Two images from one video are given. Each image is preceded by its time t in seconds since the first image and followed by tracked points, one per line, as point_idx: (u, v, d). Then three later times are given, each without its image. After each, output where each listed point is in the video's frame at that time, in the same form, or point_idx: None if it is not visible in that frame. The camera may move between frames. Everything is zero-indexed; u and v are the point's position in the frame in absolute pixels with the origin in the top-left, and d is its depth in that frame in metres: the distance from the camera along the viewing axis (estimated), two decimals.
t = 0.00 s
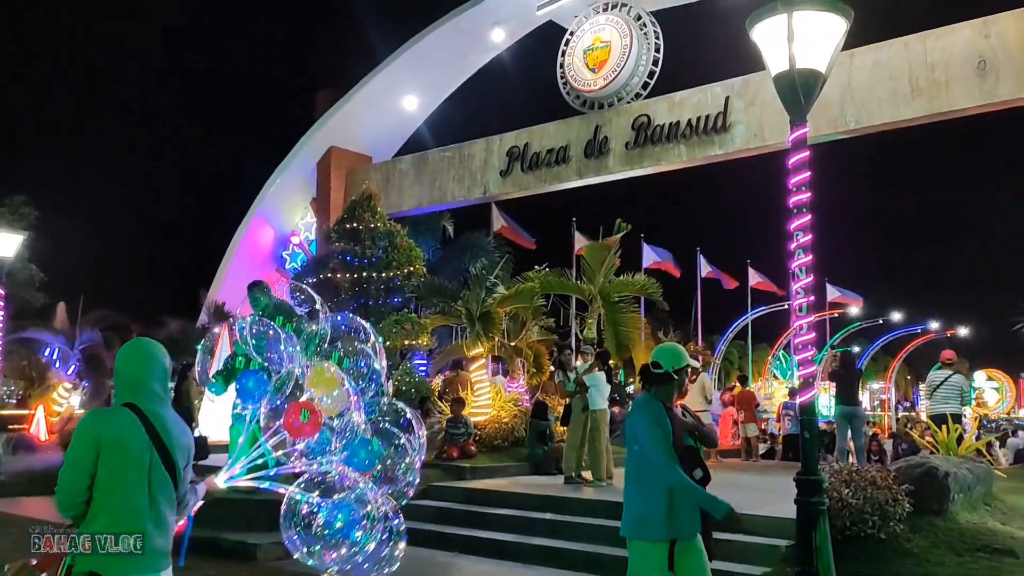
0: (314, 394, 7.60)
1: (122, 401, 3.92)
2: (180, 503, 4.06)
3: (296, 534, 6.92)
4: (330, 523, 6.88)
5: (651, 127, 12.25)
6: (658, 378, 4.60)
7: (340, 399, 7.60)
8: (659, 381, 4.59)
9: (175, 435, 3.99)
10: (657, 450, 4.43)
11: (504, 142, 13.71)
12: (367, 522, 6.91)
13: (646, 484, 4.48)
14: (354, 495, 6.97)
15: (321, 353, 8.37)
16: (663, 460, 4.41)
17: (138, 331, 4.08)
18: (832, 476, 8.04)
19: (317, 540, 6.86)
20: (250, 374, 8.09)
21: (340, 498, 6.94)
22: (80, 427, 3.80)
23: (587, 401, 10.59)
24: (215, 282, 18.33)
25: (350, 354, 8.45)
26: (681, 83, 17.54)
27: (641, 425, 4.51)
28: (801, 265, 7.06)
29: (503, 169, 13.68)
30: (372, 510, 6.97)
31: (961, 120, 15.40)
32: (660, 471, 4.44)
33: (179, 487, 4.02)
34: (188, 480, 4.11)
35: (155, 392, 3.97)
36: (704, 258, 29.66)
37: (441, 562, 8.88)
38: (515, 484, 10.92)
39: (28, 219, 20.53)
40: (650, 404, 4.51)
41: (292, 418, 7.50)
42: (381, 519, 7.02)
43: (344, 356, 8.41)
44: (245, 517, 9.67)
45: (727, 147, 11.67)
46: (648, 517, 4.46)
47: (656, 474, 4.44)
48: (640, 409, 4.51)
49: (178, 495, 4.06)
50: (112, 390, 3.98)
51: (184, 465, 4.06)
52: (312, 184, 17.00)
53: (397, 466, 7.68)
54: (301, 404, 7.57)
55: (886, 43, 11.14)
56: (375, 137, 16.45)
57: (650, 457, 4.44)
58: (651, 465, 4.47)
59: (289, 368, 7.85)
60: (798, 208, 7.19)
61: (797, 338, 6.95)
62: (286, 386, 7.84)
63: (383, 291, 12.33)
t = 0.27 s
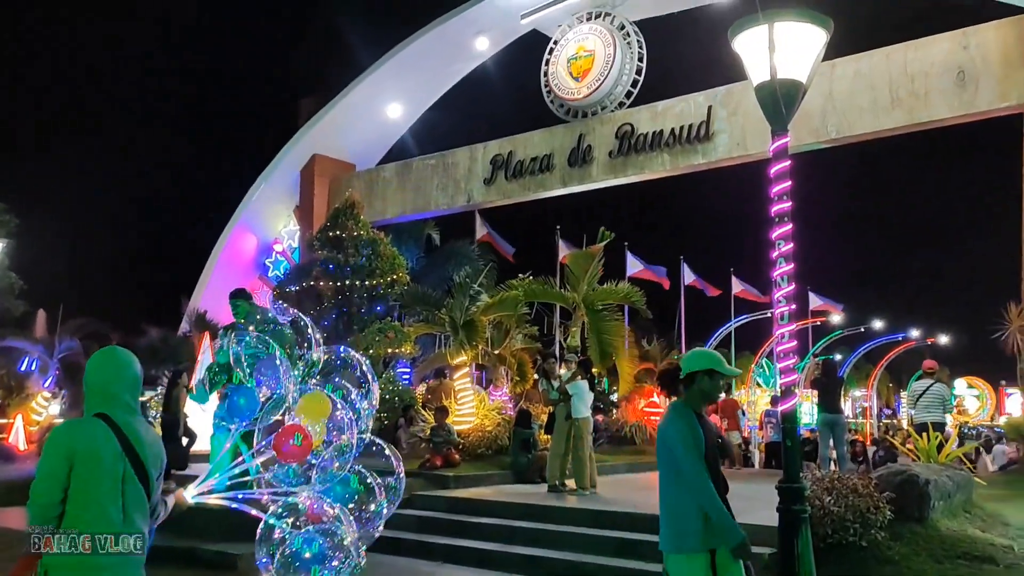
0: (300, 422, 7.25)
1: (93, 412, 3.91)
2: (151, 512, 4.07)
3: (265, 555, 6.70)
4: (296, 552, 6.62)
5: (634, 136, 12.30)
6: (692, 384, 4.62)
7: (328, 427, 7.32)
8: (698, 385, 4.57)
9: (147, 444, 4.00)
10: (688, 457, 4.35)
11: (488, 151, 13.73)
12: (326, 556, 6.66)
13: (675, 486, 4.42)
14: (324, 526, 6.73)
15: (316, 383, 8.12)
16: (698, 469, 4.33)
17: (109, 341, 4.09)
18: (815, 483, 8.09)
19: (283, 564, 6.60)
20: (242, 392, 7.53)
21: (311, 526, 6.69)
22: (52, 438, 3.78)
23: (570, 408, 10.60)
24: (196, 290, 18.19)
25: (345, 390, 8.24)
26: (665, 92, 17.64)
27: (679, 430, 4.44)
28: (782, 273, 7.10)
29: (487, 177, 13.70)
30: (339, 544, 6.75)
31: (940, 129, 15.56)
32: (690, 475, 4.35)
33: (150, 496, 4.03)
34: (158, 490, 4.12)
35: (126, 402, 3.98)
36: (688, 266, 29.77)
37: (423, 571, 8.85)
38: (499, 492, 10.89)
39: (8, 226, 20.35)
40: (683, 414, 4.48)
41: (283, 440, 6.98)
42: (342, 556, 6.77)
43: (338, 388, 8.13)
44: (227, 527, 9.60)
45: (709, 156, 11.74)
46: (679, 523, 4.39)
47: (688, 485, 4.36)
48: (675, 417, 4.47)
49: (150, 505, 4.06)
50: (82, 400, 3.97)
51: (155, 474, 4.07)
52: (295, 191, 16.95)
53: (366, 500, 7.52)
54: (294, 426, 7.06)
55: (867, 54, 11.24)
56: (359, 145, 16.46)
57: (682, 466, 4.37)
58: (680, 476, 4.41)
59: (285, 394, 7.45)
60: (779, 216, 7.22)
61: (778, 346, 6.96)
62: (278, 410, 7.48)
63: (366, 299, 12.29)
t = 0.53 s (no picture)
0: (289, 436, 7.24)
1: (68, 420, 3.88)
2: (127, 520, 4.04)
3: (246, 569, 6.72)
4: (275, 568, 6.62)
5: (619, 143, 12.34)
6: (722, 385, 4.47)
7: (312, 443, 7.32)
8: (731, 386, 4.42)
9: (125, 451, 4.00)
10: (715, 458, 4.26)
11: (472, 157, 13.75)
12: (305, 572, 6.64)
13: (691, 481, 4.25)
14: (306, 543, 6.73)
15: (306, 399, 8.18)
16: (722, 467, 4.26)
17: (81, 348, 4.07)
18: (797, 489, 8.11)
19: None
20: (234, 402, 7.05)
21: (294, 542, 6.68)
22: (26, 447, 3.74)
23: (554, 415, 10.60)
24: (179, 297, 18.05)
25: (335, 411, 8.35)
26: (649, 100, 17.72)
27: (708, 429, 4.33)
28: (764, 280, 7.13)
29: (472, 183, 13.71)
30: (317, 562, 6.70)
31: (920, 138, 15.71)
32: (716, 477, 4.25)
33: (127, 504, 4.00)
34: (134, 498, 4.10)
35: (99, 409, 3.96)
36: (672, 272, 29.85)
37: None
38: (483, 500, 10.87)
39: None
40: (710, 414, 4.36)
41: (273, 452, 6.94)
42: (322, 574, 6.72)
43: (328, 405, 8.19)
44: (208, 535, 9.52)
45: (693, 163, 11.79)
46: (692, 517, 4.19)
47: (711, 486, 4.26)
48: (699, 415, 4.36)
49: (127, 514, 4.04)
50: (54, 412, 3.95)
51: (132, 483, 4.05)
52: (279, 198, 16.90)
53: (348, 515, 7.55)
54: (286, 440, 7.01)
55: (848, 63, 11.33)
56: (343, 151, 16.46)
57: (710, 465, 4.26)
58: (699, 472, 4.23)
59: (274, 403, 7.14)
60: (762, 224, 7.25)
61: (761, 353, 6.96)
62: (268, 421, 7.15)
63: (350, 305, 12.24)
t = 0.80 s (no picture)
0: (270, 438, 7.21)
1: (45, 426, 3.85)
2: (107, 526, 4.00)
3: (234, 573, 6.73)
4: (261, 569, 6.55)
5: (603, 148, 12.37)
6: (755, 397, 4.24)
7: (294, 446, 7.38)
8: (764, 398, 4.20)
9: (103, 456, 3.96)
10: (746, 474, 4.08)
11: (457, 161, 13.75)
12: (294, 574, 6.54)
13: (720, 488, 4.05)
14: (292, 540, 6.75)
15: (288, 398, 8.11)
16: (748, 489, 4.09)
17: (55, 354, 4.04)
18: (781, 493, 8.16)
19: None
20: (214, 405, 6.92)
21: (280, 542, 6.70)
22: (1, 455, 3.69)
23: (539, 418, 10.61)
24: (162, 301, 17.94)
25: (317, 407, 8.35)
26: (633, 105, 17.78)
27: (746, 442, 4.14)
28: (748, 284, 7.15)
29: (457, 188, 13.70)
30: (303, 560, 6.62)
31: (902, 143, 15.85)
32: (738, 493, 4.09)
33: (106, 509, 3.96)
34: (114, 503, 4.05)
35: (77, 414, 3.93)
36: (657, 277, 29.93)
37: None
38: (468, 504, 10.84)
39: None
40: (748, 430, 4.13)
41: (257, 458, 6.94)
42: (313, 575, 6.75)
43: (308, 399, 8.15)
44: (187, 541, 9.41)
45: (678, 168, 11.83)
46: (714, 525, 4.00)
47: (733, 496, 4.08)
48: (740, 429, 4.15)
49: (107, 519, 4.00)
50: (31, 417, 3.91)
51: (112, 487, 4.01)
52: (263, 202, 16.83)
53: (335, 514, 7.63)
54: (270, 444, 7.02)
55: (830, 69, 11.40)
56: (328, 155, 16.43)
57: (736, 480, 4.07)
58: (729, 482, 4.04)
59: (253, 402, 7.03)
60: (745, 228, 7.27)
61: (745, 357, 6.99)
62: (251, 421, 7.03)
63: (334, 309, 12.20)
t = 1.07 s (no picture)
0: (251, 427, 7.54)
1: (25, 431, 3.83)
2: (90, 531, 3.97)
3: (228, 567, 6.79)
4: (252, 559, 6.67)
5: (590, 150, 12.38)
6: (794, 391, 4.09)
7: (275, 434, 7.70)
8: (802, 392, 4.03)
9: (86, 460, 3.92)
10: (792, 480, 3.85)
11: (444, 163, 13.74)
12: (286, 563, 6.64)
13: (788, 506, 3.87)
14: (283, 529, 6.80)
15: (268, 384, 8.29)
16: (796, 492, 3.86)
17: (39, 356, 4.02)
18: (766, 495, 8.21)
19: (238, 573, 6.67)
20: (192, 402, 7.35)
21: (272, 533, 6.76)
22: None
23: (525, 420, 10.61)
24: (146, 302, 17.81)
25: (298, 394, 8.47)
26: (620, 107, 17.80)
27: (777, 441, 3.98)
28: (733, 287, 7.16)
29: (443, 189, 13.69)
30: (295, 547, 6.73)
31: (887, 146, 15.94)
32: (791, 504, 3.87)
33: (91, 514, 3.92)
34: (98, 507, 4.02)
35: (60, 418, 3.90)
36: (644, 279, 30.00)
37: None
38: (454, 506, 10.82)
39: None
40: (791, 426, 3.93)
41: (241, 456, 7.30)
42: (306, 564, 6.74)
43: (287, 385, 8.31)
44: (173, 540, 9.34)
45: (663, 171, 11.87)
46: (792, 550, 3.82)
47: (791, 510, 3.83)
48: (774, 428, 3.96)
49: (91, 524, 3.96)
50: (12, 422, 3.89)
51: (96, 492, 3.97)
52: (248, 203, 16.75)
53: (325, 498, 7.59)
54: (253, 441, 7.41)
55: (815, 73, 11.47)
56: (314, 156, 16.39)
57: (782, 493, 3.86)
58: (796, 498, 3.85)
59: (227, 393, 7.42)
60: (731, 230, 7.28)
61: (730, 359, 7.00)
62: (229, 410, 7.41)
63: (320, 311, 12.14)
